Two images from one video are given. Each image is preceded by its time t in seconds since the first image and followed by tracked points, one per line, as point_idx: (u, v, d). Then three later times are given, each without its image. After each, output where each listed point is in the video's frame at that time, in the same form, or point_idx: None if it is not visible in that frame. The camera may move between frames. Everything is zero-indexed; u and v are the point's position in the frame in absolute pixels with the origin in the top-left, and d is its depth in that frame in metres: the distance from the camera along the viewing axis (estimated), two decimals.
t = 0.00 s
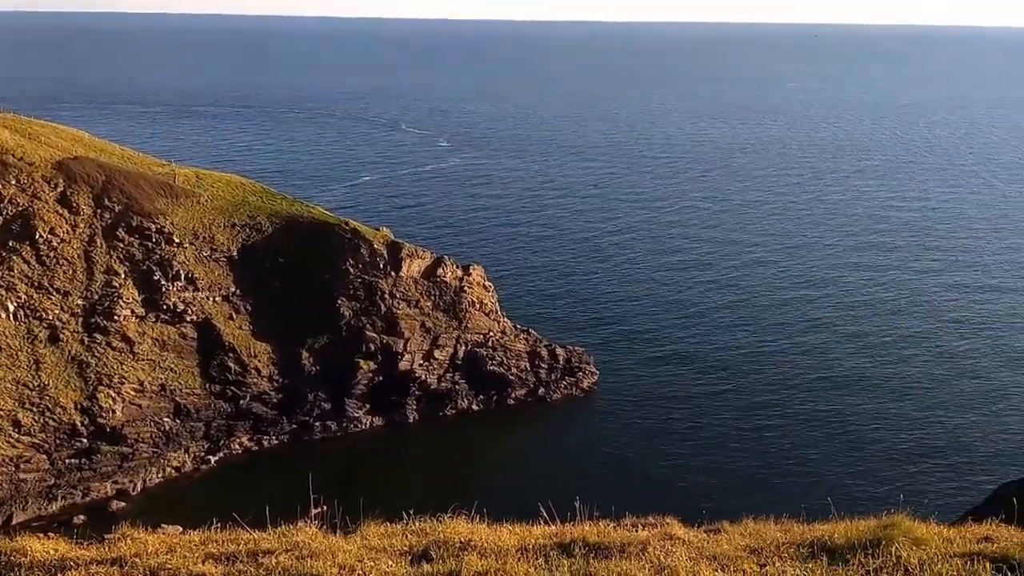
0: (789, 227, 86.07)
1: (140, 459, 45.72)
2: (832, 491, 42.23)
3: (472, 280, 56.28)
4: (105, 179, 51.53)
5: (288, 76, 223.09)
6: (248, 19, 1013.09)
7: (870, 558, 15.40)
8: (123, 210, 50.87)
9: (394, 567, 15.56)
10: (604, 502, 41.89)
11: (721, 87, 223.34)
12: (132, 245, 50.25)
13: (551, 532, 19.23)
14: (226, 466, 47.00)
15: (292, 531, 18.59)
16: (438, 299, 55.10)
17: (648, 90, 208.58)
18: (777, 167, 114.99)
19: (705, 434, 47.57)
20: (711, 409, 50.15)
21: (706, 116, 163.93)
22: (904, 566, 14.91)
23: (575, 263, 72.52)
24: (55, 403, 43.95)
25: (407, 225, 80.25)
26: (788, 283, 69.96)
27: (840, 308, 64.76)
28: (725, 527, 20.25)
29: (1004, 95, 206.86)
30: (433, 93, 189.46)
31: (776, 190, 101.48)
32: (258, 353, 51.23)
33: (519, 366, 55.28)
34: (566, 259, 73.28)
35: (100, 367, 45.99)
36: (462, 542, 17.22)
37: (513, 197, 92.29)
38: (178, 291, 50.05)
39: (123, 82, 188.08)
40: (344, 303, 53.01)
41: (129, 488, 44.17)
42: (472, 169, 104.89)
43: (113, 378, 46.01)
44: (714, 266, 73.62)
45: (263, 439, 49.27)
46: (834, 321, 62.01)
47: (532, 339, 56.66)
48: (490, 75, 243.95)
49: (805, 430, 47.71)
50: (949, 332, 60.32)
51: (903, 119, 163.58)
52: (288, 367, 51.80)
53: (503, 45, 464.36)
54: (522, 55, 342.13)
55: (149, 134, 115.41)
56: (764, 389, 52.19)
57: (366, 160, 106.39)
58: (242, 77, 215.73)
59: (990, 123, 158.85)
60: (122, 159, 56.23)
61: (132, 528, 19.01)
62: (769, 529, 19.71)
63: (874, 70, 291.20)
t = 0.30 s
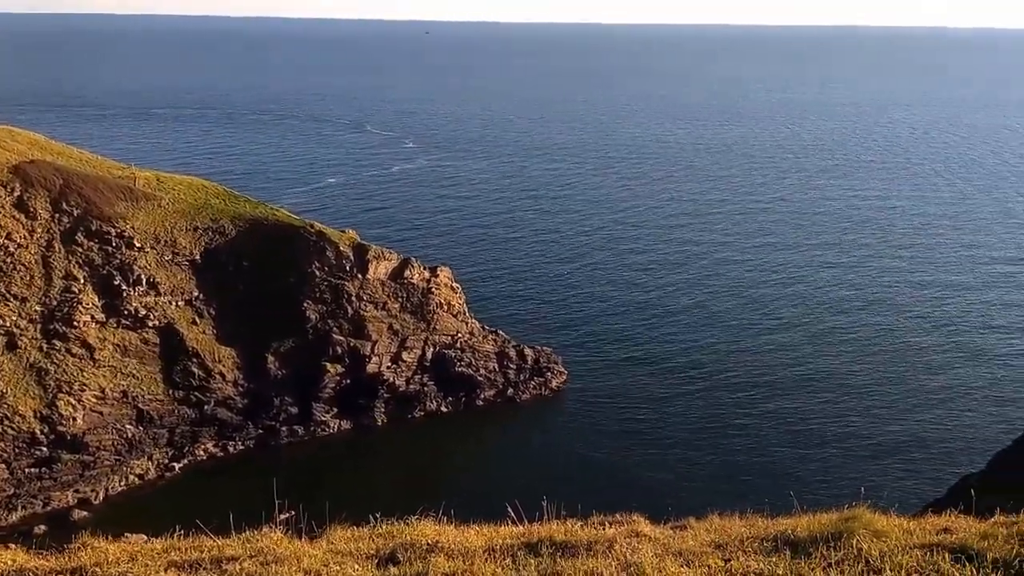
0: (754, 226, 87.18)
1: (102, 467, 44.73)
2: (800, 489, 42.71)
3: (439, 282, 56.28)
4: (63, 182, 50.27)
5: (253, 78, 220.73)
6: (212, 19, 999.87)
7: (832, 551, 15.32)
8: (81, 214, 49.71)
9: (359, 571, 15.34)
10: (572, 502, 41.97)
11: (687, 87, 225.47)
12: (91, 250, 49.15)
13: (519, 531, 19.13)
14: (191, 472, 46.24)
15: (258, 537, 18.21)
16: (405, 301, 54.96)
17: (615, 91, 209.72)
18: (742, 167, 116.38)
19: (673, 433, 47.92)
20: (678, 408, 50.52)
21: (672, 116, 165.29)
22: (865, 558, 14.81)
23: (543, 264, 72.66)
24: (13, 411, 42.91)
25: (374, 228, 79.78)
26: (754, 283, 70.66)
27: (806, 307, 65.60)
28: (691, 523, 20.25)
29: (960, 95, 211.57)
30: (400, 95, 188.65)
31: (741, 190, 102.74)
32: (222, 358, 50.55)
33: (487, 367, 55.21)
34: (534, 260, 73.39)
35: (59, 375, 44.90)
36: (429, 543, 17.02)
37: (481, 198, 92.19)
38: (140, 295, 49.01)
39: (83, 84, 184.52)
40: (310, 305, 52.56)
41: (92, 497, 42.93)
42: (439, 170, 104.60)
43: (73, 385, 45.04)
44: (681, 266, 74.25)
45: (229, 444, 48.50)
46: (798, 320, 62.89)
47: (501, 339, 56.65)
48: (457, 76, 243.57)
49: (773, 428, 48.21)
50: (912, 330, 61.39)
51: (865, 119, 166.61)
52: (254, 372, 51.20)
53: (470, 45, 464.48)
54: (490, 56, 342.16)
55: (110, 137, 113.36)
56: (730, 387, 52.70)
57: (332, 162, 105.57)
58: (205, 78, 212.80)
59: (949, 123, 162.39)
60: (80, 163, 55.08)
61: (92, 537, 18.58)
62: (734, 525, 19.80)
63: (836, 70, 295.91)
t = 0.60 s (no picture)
0: (716, 227, 88.26)
1: (59, 478, 43.50)
2: (767, 488, 43.21)
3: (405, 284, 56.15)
4: (16, 185, 48.36)
5: (214, 79, 217.70)
6: (168, 18, 981.28)
7: (790, 545, 15.43)
8: (36, 219, 48.13)
9: None
10: (538, 504, 41.96)
11: (649, 89, 227.31)
12: (46, 256, 47.65)
13: (483, 533, 19.00)
14: (153, 480, 45.44)
15: (217, 546, 17.74)
16: (370, 305, 54.86)
17: (579, 93, 210.83)
18: (704, 168, 117.71)
19: (639, 434, 48.24)
20: (644, 409, 50.87)
21: (636, 118, 166.50)
22: (823, 551, 14.98)
23: (508, 266, 72.68)
24: None
25: (338, 231, 79.13)
26: (718, 284, 71.40)
27: (769, 307, 66.47)
28: (654, 521, 20.24)
29: (913, 97, 216.80)
30: (364, 97, 187.47)
31: (704, 191, 103.92)
32: (183, 364, 49.77)
33: (454, 369, 55.12)
34: (499, 263, 73.39)
35: (14, 384, 43.47)
36: (393, 548, 16.77)
37: (446, 201, 92.00)
38: (97, 302, 48.04)
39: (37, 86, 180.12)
40: (273, 310, 52.02)
41: (49, 509, 41.74)
42: (404, 172, 104.19)
43: (28, 394, 43.64)
44: (644, 266, 74.90)
45: (191, 452, 47.62)
46: (760, 319, 63.79)
47: (468, 341, 56.98)
48: (421, 78, 242.98)
49: (739, 427, 48.74)
50: (872, 329, 62.57)
51: (824, 121, 169.68)
52: (216, 379, 50.53)
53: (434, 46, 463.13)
54: (454, 58, 341.98)
55: (66, 140, 110.84)
56: (695, 387, 53.22)
57: (295, 165, 104.52)
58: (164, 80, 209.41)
59: (905, 124, 166.11)
60: (32, 166, 53.75)
61: (44, 548, 18.06)
62: (697, 521, 19.89)
63: (795, 72, 300.85)
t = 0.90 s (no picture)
0: (676, 228, 89.34)
1: (12, 490, 41.90)
2: (731, 487, 43.67)
3: (366, 289, 56.32)
4: None
5: (168, 82, 213.89)
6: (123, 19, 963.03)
7: (746, 541, 15.64)
8: None
9: None
10: (501, 507, 42.04)
11: (609, 92, 229.02)
12: None
13: (442, 537, 18.75)
14: (109, 491, 44.39)
15: (172, 557, 17.30)
16: (331, 309, 54.58)
17: (541, 96, 211.54)
18: (664, 170, 119.10)
19: (603, 435, 48.56)
20: (607, 410, 51.23)
21: (597, 121, 167.55)
22: (777, 546, 15.19)
23: (470, 269, 72.67)
24: None
25: (298, 235, 78.27)
26: (679, 286, 72.06)
27: (730, 308, 67.28)
28: (613, 521, 20.25)
29: (865, 99, 222.03)
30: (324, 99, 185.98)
31: (663, 193, 105.15)
32: (139, 372, 48.79)
33: (417, 373, 54.95)
34: (460, 266, 73.33)
35: None
36: (352, 554, 16.42)
37: (407, 204, 91.64)
38: (49, 309, 46.88)
39: None
40: (231, 315, 51.24)
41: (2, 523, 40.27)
42: (365, 175, 103.59)
43: None
44: (605, 268, 75.46)
45: (148, 462, 46.63)
46: (719, 320, 64.72)
47: (430, 345, 56.80)
48: (382, 80, 241.73)
49: (702, 427, 49.33)
50: (830, 328, 63.71)
51: (780, 123, 172.93)
52: (173, 386, 49.60)
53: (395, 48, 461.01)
54: (414, 60, 340.89)
55: (15, 144, 107.82)
56: (656, 388, 53.75)
57: (254, 169, 103.19)
58: (118, 82, 205.10)
59: (858, 126, 169.93)
60: None
61: None
62: (654, 519, 20.02)
63: (752, 74, 305.89)
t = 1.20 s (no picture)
0: (635, 231, 90.18)
1: None
2: (692, 488, 44.15)
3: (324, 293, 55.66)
4: None
5: (120, 85, 209.71)
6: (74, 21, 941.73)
7: (699, 538, 15.60)
8: None
9: None
10: (459, 512, 42.02)
11: (568, 95, 230.36)
12: None
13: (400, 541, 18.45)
14: (59, 503, 43.13)
15: (121, 568, 16.78)
16: (288, 314, 54.03)
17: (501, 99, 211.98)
18: (623, 173, 120.25)
19: (564, 439, 48.69)
20: (568, 413, 51.39)
21: (557, 124, 168.32)
22: (730, 542, 15.17)
23: (430, 274, 72.41)
24: None
25: (255, 241, 77.20)
26: (639, 289, 72.66)
27: (688, 311, 68.05)
28: (572, 521, 20.11)
29: (818, 103, 226.93)
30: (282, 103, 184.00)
31: (623, 195, 106.10)
32: (89, 382, 47.58)
33: (376, 379, 54.62)
34: (421, 271, 73.01)
35: None
36: (307, 561, 16.09)
37: (367, 208, 91.01)
38: None
39: None
40: (184, 322, 50.39)
41: None
42: (324, 180, 102.65)
43: None
44: (566, 271, 75.77)
45: (100, 473, 45.29)
46: (678, 322, 65.46)
47: (389, 350, 56.73)
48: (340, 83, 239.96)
49: (662, 429, 49.77)
50: (786, 329, 64.83)
51: (736, 126, 175.79)
52: (125, 396, 48.46)
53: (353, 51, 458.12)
54: (373, 63, 339.09)
55: None
56: (617, 391, 54.10)
57: (209, 174, 101.52)
58: (66, 85, 200.31)
59: (812, 129, 173.45)
60: None
61: None
62: (611, 519, 19.98)
63: (709, 78, 310.53)
